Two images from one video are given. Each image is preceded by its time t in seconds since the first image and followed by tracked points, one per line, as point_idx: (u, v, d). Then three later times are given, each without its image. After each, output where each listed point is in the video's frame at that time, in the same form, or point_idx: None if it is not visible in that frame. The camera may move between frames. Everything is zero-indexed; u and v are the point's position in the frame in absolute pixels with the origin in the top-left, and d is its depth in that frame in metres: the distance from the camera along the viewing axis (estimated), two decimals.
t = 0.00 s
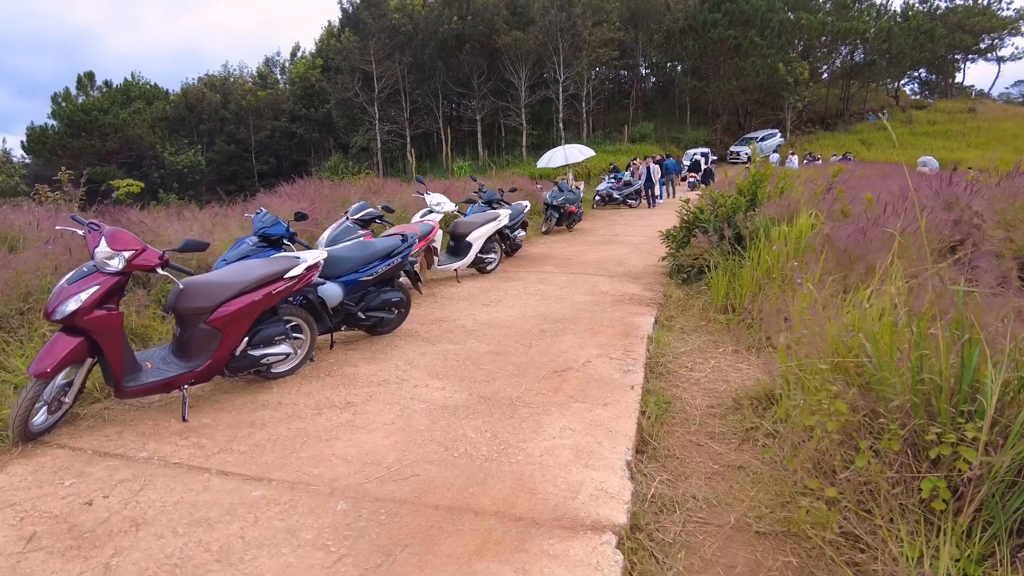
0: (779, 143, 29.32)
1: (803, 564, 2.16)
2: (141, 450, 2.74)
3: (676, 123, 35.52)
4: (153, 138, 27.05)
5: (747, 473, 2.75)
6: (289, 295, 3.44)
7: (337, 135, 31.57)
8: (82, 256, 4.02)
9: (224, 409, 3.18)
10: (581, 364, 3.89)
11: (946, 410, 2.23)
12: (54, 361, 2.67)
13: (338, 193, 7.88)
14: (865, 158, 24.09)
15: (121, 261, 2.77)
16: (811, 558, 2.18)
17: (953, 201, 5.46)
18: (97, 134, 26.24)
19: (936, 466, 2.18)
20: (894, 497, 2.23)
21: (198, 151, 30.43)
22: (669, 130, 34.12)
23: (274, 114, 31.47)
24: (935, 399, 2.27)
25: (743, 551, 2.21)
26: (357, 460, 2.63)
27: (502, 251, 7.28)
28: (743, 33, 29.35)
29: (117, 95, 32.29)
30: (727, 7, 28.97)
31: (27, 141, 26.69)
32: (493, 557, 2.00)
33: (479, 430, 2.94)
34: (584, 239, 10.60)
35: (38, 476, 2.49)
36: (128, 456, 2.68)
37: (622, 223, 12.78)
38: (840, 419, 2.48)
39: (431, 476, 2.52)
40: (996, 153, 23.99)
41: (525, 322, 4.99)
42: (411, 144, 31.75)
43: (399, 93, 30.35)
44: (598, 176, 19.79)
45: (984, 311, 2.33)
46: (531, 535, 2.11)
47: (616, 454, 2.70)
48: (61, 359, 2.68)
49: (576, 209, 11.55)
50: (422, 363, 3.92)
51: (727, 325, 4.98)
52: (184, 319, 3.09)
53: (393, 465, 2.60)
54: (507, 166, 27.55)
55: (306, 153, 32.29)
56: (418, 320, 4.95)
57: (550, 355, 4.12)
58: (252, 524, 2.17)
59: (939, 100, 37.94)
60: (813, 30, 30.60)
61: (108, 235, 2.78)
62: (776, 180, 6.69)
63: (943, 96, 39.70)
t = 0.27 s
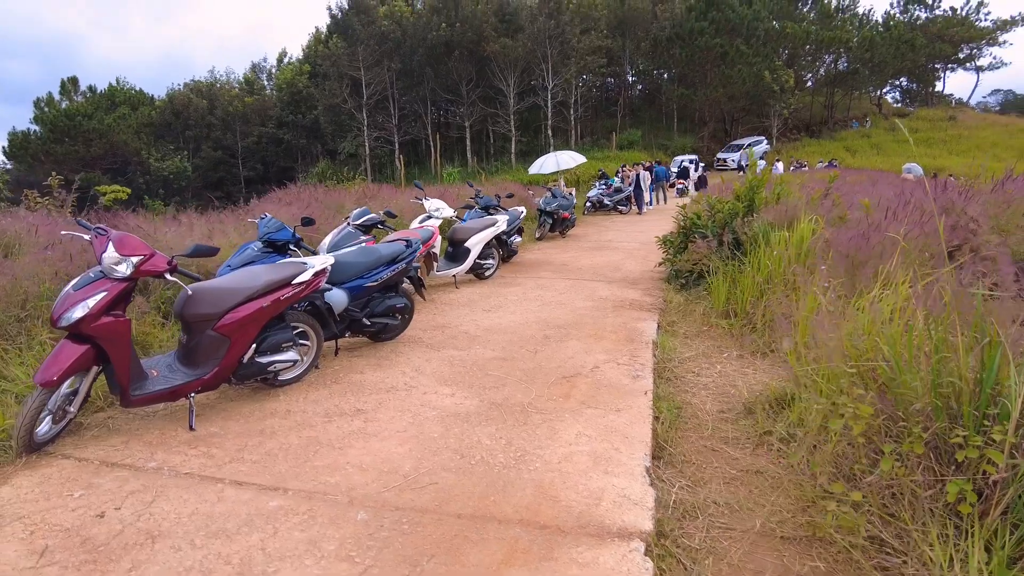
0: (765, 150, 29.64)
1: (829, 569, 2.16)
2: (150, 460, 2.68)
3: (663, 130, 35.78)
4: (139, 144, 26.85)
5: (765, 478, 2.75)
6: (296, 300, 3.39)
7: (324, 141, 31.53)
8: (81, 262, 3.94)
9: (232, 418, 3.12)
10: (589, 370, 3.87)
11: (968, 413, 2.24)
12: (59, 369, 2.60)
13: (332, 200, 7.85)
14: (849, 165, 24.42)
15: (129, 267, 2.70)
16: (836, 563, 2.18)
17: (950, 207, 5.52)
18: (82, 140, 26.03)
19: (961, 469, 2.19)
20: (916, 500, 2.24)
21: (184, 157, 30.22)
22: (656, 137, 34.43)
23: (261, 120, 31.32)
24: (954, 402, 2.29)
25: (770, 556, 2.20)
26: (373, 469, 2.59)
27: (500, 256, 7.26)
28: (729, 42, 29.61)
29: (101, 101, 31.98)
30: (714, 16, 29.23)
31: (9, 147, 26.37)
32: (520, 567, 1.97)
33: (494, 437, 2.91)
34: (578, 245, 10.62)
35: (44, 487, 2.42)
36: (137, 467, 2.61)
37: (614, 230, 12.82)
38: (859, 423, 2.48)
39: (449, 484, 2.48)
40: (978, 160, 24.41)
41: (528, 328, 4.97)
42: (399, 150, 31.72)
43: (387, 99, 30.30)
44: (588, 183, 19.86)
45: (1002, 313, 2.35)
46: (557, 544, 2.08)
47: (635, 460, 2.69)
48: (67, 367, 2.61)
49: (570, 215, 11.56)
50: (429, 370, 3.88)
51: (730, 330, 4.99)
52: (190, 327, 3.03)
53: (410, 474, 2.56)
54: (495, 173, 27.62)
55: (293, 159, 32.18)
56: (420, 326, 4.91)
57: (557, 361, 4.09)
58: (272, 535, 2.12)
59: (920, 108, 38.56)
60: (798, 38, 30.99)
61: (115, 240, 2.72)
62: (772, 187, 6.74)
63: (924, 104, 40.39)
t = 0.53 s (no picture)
0: (752, 158, 29.95)
1: None
2: (161, 478, 2.62)
3: (650, 139, 36.04)
4: (124, 152, 26.62)
5: (784, 491, 2.75)
6: (306, 313, 3.34)
7: (312, 148, 31.45)
8: (80, 273, 3.87)
9: (241, 433, 3.06)
10: (598, 381, 3.86)
11: (990, 426, 2.26)
12: (68, 386, 2.54)
13: (328, 210, 7.80)
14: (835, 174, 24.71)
15: (140, 280, 2.65)
16: None
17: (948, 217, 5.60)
18: (66, 146, 25.81)
19: (984, 481, 2.20)
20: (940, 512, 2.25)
21: (170, 165, 29.97)
22: (643, 145, 34.70)
23: (248, 127, 31.16)
24: (976, 414, 2.30)
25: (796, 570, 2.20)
26: (392, 485, 2.55)
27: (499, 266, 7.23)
28: (716, 51, 29.85)
29: (85, 107, 31.65)
30: (701, 25, 29.51)
31: None
32: None
33: (510, 451, 2.88)
34: (572, 254, 10.63)
35: (54, 508, 2.36)
36: (149, 485, 2.56)
37: (607, 238, 12.86)
38: (882, 435, 2.49)
39: (470, 501, 2.45)
40: (959, 169, 24.84)
41: (532, 339, 4.95)
42: (388, 158, 31.70)
43: (376, 107, 30.27)
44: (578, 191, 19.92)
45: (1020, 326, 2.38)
46: (587, 564, 2.06)
47: (656, 474, 2.67)
48: (76, 385, 2.55)
49: (563, 224, 11.57)
50: (437, 382, 3.85)
51: (734, 340, 5.01)
52: (200, 340, 2.97)
53: (430, 490, 2.52)
54: (484, 181, 27.66)
55: (280, 167, 32.04)
56: (424, 337, 4.88)
57: (565, 372, 4.07)
58: (295, 556, 2.08)
59: (902, 118, 39.19)
60: (783, 49, 31.41)
61: (126, 254, 2.67)
62: (770, 197, 6.79)
63: (905, 114, 41.04)
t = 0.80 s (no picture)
0: (741, 165, 30.22)
1: None
2: (173, 496, 2.58)
3: (640, 145, 36.27)
4: (112, 157, 26.47)
5: (801, 503, 2.75)
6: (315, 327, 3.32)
7: (302, 154, 31.40)
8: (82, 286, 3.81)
9: (251, 448, 3.03)
10: (607, 394, 3.85)
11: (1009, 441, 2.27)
12: (77, 404, 2.49)
13: (324, 218, 7.77)
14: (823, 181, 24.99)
15: (152, 294, 2.62)
16: None
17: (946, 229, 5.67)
18: (52, 151, 25.66)
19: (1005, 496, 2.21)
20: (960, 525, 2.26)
21: (158, 170, 29.79)
22: (633, 151, 34.94)
23: (238, 133, 31.05)
24: (995, 429, 2.32)
25: None
26: (408, 502, 2.53)
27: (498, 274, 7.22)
28: (706, 59, 30.05)
29: (72, 112, 31.39)
30: (691, 33, 29.71)
31: None
32: None
33: (525, 465, 2.86)
34: (568, 261, 10.64)
35: (65, 528, 2.32)
36: (161, 504, 2.52)
37: (602, 245, 12.89)
38: (898, 448, 2.50)
39: (489, 518, 2.43)
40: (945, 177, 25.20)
41: (536, 349, 4.94)
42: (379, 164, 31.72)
43: (367, 113, 30.24)
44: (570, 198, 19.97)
45: None
46: None
47: (673, 488, 2.67)
48: (86, 402, 2.50)
49: (558, 231, 11.57)
50: (445, 394, 3.82)
51: (737, 349, 5.02)
52: (209, 355, 2.93)
53: (448, 507, 2.50)
54: (476, 187, 27.71)
55: (270, 173, 31.96)
56: (427, 348, 4.85)
57: (572, 383, 4.06)
58: None
59: (888, 125, 39.68)
60: (771, 56, 31.70)
61: (137, 267, 2.63)
62: (767, 206, 6.84)
63: (892, 121, 41.55)
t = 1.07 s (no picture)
0: (732, 170, 30.40)
1: None
2: (190, 510, 2.55)
3: (632, 150, 36.46)
4: (102, 161, 26.28)
5: (818, 511, 2.76)
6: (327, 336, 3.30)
7: (294, 158, 31.34)
8: (87, 296, 3.78)
9: (265, 458, 3.00)
10: (617, 401, 3.85)
11: None
12: (93, 417, 2.46)
13: (325, 225, 7.74)
14: (814, 186, 25.21)
15: (168, 305, 2.59)
16: None
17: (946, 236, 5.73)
18: (41, 155, 25.46)
19: None
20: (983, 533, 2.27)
21: (149, 175, 29.61)
22: (625, 156, 35.13)
23: (230, 137, 30.92)
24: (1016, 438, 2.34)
25: None
26: (429, 514, 2.51)
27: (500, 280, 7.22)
28: (697, 64, 30.23)
29: (61, 116, 31.14)
30: (683, 39, 29.88)
31: None
32: None
33: (542, 475, 2.85)
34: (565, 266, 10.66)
35: (83, 543, 2.29)
36: (178, 517, 2.49)
37: (598, 250, 12.92)
38: (917, 455, 2.51)
39: (512, 530, 2.42)
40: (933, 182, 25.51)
41: (542, 356, 4.93)
42: (371, 168, 31.71)
43: (359, 118, 30.21)
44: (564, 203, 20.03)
45: None
46: None
47: (694, 498, 2.68)
48: (102, 415, 2.47)
49: (555, 236, 11.57)
50: (456, 403, 3.81)
51: (742, 355, 5.03)
52: (222, 366, 2.91)
53: (469, 518, 2.49)
54: (469, 192, 27.75)
55: (261, 177, 31.87)
56: (434, 355, 4.83)
57: (582, 391, 4.06)
58: None
59: (876, 131, 40.09)
60: (762, 62, 31.96)
61: (152, 278, 2.60)
62: (767, 213, 6.88)
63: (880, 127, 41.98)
